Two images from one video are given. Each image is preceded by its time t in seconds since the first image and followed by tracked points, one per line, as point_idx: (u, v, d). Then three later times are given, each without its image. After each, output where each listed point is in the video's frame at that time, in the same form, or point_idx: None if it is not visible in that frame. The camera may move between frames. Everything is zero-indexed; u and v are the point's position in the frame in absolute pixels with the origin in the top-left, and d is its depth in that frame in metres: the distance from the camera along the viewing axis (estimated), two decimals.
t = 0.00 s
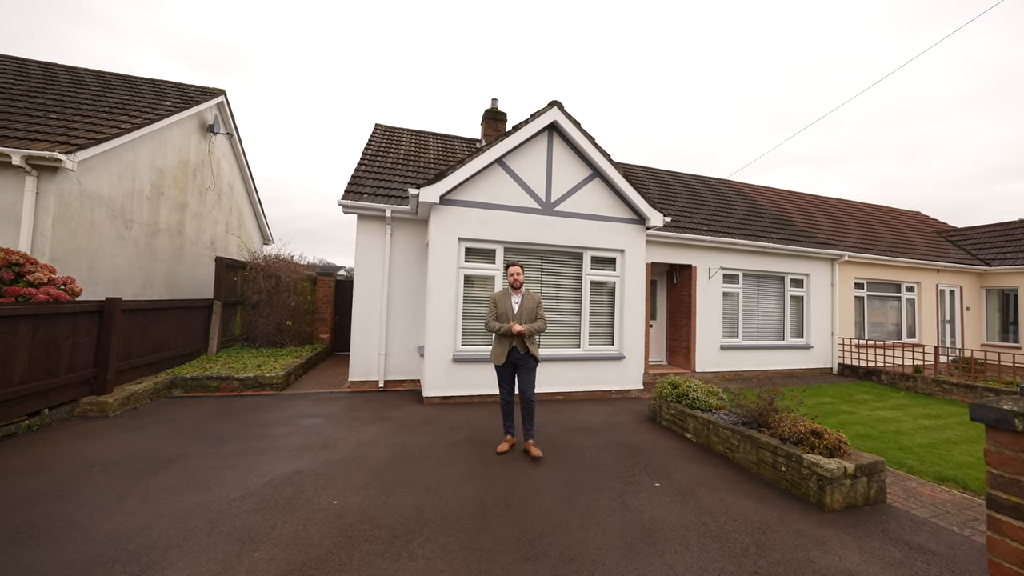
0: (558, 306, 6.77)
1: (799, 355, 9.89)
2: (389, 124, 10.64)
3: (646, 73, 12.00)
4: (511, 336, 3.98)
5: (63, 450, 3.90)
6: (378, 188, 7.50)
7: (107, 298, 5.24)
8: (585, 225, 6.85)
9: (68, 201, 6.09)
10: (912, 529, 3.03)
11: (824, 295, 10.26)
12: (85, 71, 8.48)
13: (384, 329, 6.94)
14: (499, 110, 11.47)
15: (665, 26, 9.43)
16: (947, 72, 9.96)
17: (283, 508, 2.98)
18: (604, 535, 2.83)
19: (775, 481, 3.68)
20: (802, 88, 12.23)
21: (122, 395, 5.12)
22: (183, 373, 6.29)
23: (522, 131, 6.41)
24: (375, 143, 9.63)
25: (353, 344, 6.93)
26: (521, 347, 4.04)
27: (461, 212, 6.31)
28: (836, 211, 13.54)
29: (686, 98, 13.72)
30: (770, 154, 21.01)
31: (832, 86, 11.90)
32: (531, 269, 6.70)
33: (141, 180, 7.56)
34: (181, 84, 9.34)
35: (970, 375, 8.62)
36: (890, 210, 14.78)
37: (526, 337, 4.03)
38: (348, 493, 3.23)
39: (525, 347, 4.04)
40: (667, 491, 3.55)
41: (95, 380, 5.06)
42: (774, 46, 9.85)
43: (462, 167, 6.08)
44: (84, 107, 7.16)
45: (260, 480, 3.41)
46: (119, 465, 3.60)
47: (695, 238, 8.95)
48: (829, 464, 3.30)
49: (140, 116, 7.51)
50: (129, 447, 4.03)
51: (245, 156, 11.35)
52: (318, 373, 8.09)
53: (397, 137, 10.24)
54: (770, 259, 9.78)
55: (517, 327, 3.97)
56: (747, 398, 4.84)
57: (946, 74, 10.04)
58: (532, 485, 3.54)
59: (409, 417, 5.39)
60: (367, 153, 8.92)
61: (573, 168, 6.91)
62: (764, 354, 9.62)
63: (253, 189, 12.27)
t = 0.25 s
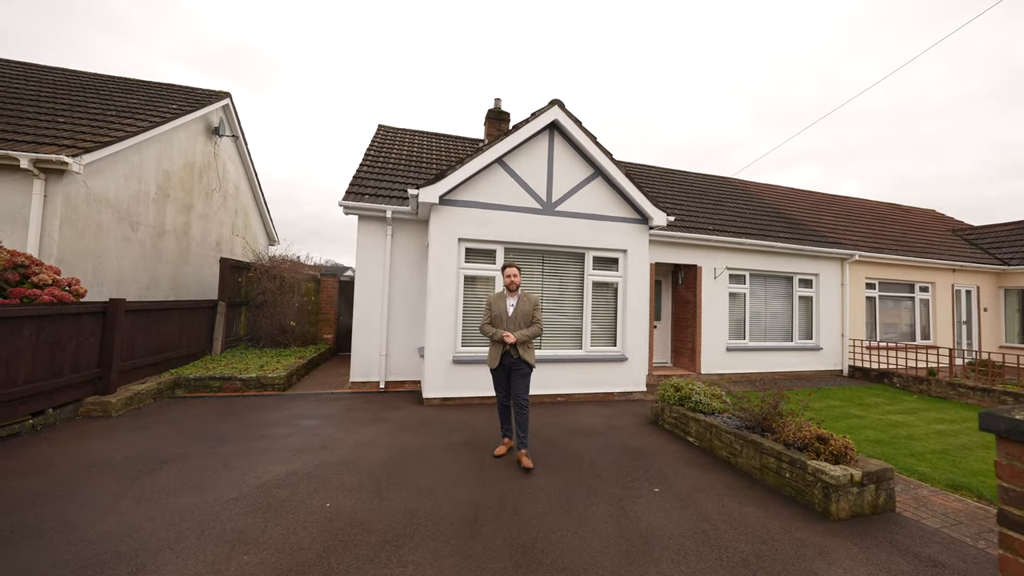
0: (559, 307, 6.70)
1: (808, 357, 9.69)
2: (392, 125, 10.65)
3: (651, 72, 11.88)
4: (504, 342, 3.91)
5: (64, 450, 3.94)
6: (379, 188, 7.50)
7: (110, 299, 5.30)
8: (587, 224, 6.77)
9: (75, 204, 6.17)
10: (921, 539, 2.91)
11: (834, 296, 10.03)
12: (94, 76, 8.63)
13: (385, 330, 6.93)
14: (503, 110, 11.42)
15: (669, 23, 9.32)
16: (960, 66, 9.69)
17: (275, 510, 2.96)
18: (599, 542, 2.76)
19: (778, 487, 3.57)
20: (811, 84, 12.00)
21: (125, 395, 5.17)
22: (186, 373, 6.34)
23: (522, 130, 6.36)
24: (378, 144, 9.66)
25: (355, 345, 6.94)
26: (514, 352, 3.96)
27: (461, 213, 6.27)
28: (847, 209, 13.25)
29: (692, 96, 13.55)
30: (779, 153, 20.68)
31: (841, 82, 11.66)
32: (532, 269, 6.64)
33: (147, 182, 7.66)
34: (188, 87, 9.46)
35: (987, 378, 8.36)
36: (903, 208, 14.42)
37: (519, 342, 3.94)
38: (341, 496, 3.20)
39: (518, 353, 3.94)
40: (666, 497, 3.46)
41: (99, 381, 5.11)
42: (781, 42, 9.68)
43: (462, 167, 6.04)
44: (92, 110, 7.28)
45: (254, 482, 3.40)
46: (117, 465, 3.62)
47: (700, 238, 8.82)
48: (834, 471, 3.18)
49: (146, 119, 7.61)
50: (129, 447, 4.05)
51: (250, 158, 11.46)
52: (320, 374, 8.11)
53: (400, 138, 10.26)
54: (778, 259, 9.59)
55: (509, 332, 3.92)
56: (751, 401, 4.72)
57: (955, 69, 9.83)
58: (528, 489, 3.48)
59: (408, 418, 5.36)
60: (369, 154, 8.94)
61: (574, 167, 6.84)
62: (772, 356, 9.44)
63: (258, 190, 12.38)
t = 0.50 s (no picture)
0: (560, 307, 6.64)
1: (817, 359, 9.47)
2: (395, 125, 10.69)
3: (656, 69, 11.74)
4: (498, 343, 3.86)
5: (66, 449, 3.99)
6: (381, 189, 7.51)
7: (114, 300, 5.39)
8: (588, 224, 6.70)
9: (82, 206, 6.27)
10: (929, 550, 2.79)
11: (845, 296, 9.79)
12: (104, 80, 8.79)
13: (386, 330, 6.94)
14: (506, 109, 11.38)
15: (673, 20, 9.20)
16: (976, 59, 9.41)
17: (267, 512, 2.95)
18: (592, 549, 2.69)
19: (781, 494, 3.46)
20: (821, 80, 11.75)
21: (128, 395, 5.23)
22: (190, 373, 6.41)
23: (522, 130, 6.31)
24: (380, 144, 9.68)
25: (356, 345, 6.96)
26: (509, 354, 3.91)
27: (461, 213, 6.25)
28: (859, 208, 12.95)
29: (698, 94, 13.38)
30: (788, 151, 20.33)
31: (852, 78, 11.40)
32: (533, 270, 6.59)
33: (153, 184, 7.76)
34: (194, 91, 9.58)
35: (1005, 381, 8.08)
36: (917, 206, 14.08)
37: (514, 344, 3.89)
38: (333, 498, 3.18)
39: (514, 355, 3.88)
40: (663, 502, 3.39)
41: (103, 381, 5.18)
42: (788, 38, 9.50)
43: (461, 167, 6.01)
44: (100, 114, 7.41)
45: (248, 483, 3.40)
46: (116, 465, 3.66)
47: (705, 237, 8.68)
48: (839, 478, 3.07)
49: (152, 122, 7.72)
50: (129, 447, 4.09)
51: (256, 160, 11.58)
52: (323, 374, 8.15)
53: (403, 138, 10.28)
54: (786, 259, 9.40)
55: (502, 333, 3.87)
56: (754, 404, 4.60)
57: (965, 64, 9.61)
58: (522, 493, 3.43)
59: (407, 420, 5.34)
60: (372, 154, 8.97)
61: (575, 167, 6.77)
62: (780, 358, 9.25)
63: (264, 192, 12.51)
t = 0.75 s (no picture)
0: (560, 308, 6.57)
1: (826, 360, 9.25)
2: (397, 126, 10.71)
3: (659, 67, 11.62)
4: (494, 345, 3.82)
5: (68, 448, 4.04)
6: (381, 190, 7.52)
7: (117, 301, 5.46)
8: (589, 224, 6.62)
9: (89, 208, 6.37)
10: (936, 561, 2.68)
11: (855, 297, 9.56)
12: (113, 85, 8.96)
13: (386, 331, 6.94)
14: (509, 109, 11.34)
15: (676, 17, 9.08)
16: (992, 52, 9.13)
17: (259, 513, 2.95)
18: (584, 555, 2.63)
19: (783, 500, 3.36)
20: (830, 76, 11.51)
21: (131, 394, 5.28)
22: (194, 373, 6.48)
23: (521, 129, 6.26)
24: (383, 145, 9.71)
25: (357, 346, 6.97)
26: (506, 357, 3.87)
27: (459, 213, 6.21)
28: (870, 206, 12.65)
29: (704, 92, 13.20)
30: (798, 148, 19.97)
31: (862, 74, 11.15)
32: (533, 270, 6.53)
33: (159, 186, 7.87)
34: (201, 94, 9.71)
35: None
36: (932, 203, 13.70)
37: (510, 346, 3.84)
38: (327, 500, 3.17)
39: (510, 358, 3.84)
40: (661, 507, 3.31)
41: (107, 380, 5.24)
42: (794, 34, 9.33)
43: (460, 167, 5.98)
44: (108, 118, 7.54)
45: (242, 484, 3.40)
46: (114, 464, 3.69)
47: (710, 237, 8.55)
48: (843, 485, 2.96)
49: (158, 125, 7.83)
50: (129, 446, 4.13)
51: (261, 161, 11.69)
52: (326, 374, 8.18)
53: (405, 139, 10.29)
54: (794, 259, 9.21)
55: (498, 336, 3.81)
56: (758, 407, 4.49)
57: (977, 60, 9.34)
58: (516, 496, 3.38)
59: (405, 421, 5.32)
60: (374, 156, 9.00)
61: (576, 166, 6.70)
62: (788, 360, 9.06)
63: (270, 193, 12.63)
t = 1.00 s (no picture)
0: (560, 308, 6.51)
1: (835, 362, 9.05)
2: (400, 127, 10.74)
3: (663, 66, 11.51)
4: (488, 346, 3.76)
5: (67, 446, 4.09)
6: (381, 190, 7.53)
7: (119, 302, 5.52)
8: (589, 223, 6.55)
9: (94, 210, 6.46)
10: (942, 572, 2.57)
11: (865, 297, 9.34)
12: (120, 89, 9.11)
13: (386, 331, 6.93)
14: (511, 109, 11.30)
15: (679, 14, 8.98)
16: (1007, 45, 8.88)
17: (248, 513, 2.94)
18: (573, 561, 2.56)
19: (782, 506, 3.26)
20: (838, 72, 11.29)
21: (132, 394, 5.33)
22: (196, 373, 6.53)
23: (520, 128, 6.22)
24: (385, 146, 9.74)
25: (357, 346, 6.97)
26: (500, 358, 3.81)
27: (458, 212, 6.18)
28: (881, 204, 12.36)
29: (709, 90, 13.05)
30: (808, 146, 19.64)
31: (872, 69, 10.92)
32: (533, 270, 6.47)
33: (164, 188, 7.97)
34: (206, 97, 9.83)
35: None
36: (946, 201, 13.34)
37: (505, 347, 3.79)
38: (316, 501, 3.15)
39: (504, 358, 3.79)
40: (655, 512, 3.24)
41: (108, 380, 5.30)
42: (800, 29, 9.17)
43: (458, 166, 5.95)
44: (113, 121, 7.66)
45: (235, 484, 3.40)
46: (111, 463, 3.72)
47: (714, 236, 8.42)
48: (845, 491, 2.85)
49: (162, 128, 7.93)
50: (127, 445, 4.17)
51: (266, 163, 11.79)
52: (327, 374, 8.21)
53: (407, 140, 10.32)
54: (801, 258, 9.03)
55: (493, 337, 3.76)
56: (759, 410, 4.38)
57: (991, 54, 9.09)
58: (508, 499, 3.33)
59: (402, 422, 5.30)
60: (375, 156, 9.02)
61: (576, 165, 6.63)
62: (795, 361, 8.87)
63: (274, 194, 12.74)
